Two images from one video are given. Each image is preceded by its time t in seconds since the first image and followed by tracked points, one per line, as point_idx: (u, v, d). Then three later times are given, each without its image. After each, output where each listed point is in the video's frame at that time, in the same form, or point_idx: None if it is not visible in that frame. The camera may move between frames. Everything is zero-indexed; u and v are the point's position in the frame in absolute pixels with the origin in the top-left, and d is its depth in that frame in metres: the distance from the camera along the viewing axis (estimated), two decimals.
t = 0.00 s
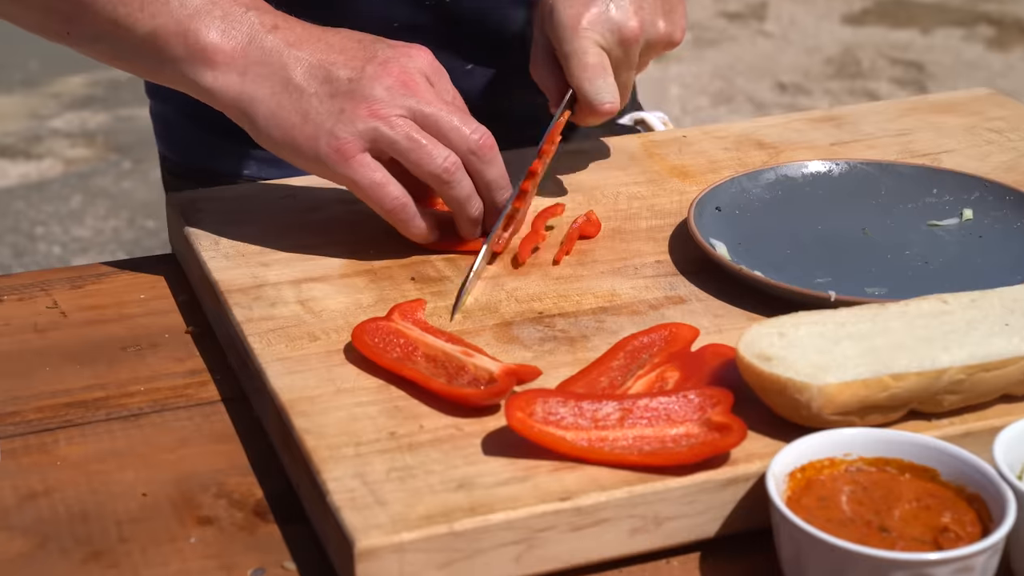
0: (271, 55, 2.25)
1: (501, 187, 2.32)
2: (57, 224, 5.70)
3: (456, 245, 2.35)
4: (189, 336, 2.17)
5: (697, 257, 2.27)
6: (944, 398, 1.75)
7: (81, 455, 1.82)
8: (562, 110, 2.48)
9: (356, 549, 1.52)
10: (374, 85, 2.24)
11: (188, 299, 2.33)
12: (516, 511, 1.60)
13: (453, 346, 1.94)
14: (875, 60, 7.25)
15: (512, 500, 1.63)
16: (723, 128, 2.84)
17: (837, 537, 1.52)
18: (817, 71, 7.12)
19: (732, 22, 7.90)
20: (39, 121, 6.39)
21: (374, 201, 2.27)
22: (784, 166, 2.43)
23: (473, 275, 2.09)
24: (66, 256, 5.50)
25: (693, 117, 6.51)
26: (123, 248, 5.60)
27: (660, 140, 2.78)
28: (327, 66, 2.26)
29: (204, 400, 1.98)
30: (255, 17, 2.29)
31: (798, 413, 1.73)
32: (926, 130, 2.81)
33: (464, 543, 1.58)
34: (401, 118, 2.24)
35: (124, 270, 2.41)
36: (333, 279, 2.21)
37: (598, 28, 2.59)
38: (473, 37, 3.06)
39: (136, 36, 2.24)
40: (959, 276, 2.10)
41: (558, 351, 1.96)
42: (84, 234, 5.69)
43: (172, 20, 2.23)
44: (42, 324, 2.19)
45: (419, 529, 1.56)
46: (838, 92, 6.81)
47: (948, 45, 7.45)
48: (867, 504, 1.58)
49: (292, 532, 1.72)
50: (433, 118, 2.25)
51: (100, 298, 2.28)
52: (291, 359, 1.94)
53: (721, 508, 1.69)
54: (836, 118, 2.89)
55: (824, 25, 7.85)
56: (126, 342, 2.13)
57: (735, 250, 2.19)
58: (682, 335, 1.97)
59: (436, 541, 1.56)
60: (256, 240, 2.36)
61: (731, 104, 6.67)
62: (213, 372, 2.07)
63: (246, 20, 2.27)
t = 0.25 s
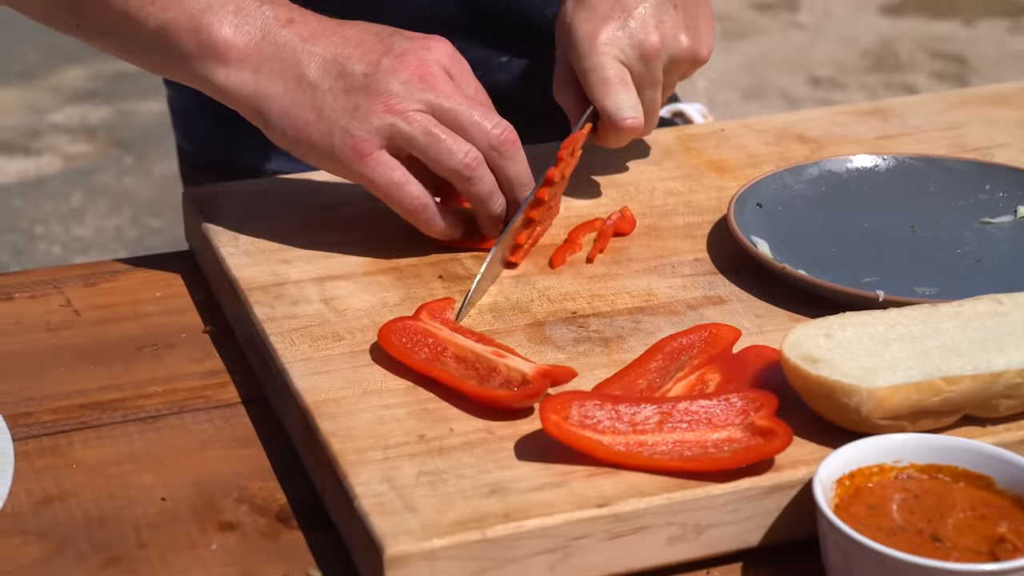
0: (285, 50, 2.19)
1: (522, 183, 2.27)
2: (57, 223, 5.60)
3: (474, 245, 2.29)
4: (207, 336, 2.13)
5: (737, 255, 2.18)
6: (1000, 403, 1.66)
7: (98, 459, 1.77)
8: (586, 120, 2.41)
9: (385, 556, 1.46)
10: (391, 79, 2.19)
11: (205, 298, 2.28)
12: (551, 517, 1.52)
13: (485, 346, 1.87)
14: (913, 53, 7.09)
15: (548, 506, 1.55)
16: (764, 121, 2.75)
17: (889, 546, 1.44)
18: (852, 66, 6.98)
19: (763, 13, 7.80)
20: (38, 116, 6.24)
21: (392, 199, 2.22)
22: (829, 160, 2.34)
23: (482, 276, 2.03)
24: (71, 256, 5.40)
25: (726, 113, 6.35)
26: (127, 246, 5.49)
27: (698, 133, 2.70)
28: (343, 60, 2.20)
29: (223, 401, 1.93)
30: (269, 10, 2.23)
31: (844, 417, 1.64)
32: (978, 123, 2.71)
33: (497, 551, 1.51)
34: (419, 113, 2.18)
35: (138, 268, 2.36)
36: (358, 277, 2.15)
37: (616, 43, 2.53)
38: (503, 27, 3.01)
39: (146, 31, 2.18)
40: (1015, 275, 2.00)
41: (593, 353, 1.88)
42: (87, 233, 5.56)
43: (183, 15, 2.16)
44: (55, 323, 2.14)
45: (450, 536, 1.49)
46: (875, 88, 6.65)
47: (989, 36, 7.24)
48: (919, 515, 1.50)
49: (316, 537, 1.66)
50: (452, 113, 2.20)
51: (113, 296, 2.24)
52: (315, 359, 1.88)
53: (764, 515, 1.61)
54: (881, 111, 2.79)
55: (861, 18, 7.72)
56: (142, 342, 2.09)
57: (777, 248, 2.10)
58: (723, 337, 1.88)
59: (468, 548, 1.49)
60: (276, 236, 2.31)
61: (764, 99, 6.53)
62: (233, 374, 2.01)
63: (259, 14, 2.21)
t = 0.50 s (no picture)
0: (280, 48, 2.15)
1: (523, 183, 2.22)
2: (48, 223, 5.54)
3: (474, 244, 2.22)
4: (205, 341, 2.07)
5: (756, 258, 2.11)
6: None
7: (91, 469, 1.71)
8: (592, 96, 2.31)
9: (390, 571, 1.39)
10: (388, 77, 2.14)
11: (203, 302, 2.22)
12: (562, 530, 1.46)
13: (489, 354, 1.81)
14: (942, 48, 7.02)
15: (560, 518, 1.48)
16: (785, 119, 2.68)
17: (914, 561, 1.37)
18: (876, 61, 6.90)
19: (785, 9, 7.73)
20: (27, 110, 6.20)
21: (390, 200, 2.18)
22: (852, 159, 2.26)
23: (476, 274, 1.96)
24: (62, 257, 5.31)
25: (742, 112, 6.28)
26: (118, 248, 5.42)
27: (716, 132, 2.63)
28: (339, 58, 2.16)
29: (222, 409, 1.87)
30: (264, 8, 2.18)
31: (868, 426, 1.57)
32: (1007, 122, 2.63)
33: (507, 566, 1.44)
34: (418, 112, 2.14)
35: (133, 270, 2.30)
36: (362, 280, 2.09)
37: (621, 51, 2.44)
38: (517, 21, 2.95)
39: (139, 28, 2.15)
40: None
41: (607, 360, 1.82)
42: (76, 234, 5.49)
43: (176, 14, 2.13)
44: (47, 327, 2.09)
45: (459, 549, 1.42)
46: (901, 84, 6.56)
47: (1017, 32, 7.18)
48: (944, 528, 1.43)
49: (318, 550, 1.59)
50: (452, 111, 2.15)
51: (107, 299, 2.18)
52: (317, 366, 1.81)
53: (784, 528, 1.54)
54: (906, 109, 2.71)
55: (887, 13, 7.65)
56: (138, 348, 2.03)
57: (798, 250, 2.03)
58: (742, 342, 1.80)
59: (477, 562, 1.42)
60: (275, 238, 2.25)
61: (783, 95, 6.46)
62: (232, 381, 1.96)
63: (254, 12, 2.17)
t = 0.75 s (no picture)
0: (263, 48, 2.16)
1: (506, 184, 2.21)
2: (44, 227, 5.53)
3: (456, 245, 2.23)
4: (197, 343, 2.07)
5: (750, 256, 2.11)
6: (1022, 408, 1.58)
7: (83, 472, 1.71)
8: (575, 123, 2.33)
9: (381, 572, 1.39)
10: (369, 78, 2.14)
11: (195, 303, 2.22)
12: (554, 530, 1.45)
13: (478, 355, 1.80)
14: (940, 45, 7.02)
15: (551, 518, 1.48)
16: (780, 117, 2.68)
17: (905, 558, 1.37)
18: (876, 58, 6.90)
19: (783, 7, 7.72)
20: (23, 114, 6.21)
21: (371, 200, 2.18)
22: (846, 157, 2.26)
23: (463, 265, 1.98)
24: (58, 261, 5.31)
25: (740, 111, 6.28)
26: (113, 250, 5.42)
27: (710, 130, 2.63)
28: (322, 58, 2.16)
29: (214, 411, 1.87)
30: (248, 8, 2.18)
31: (860, 423, 1.57)
32: (1002, 118, 2.63)
33: (499, 565, 1.44)
34: (398, 113, 2.14)
35: (126, 273, 2.30)
36: (355, 281, 2.09)
37: (607, 52, 2.45)
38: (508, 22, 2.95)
39: (123, 27, 2.15)
40: None
41: (599, 359, 1.81)
42: (72, 238, 5.49)
43: (160, 14, 2.13)
44: (39, 331, 2.09)
45: (450, 549, 1.42)
46: (900, 82, 6.56)
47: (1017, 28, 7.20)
48: (937, 525, 1.43)
49: (310, 551, 1.59)
50: (433, 112, 2.15)
51: (99, 302, 2.18)
52: (310, 367, 1.81)
53: (776, 526, 1.53)
54: (901, 106, 2.71)
55: (886, 10, 7.65)
56: (130, 351, 2.03)
57: (792, 248, 2.03)
58: (735, 340, 1.80)
59: (468, 562, 1.42)
60: (267, 239, 2.25)
61: (781, 93, 6.46)
62: (225, 383, 1.96)
63: (238, 12, 2.17)
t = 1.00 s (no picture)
0: (233, 40, 2.17)
1: (473, 179, 2.22)
2: (26, 225, 5.50)
3: (425, 242, 2.22)
4: (170, 343, 2.06)
5: (724, 254, 2.11)
6: (991, 406, 1.58)
7: (53, 474, 1.70)
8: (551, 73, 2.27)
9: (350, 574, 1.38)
10: (338, 70, 2.16)
11: (168, 302, 2.21)
12: (524, 530, 1.45)
13: (450, 354, 1.79)
14: (922, 40, 7.04)
15: (522, 518, 1.48)
16: (756, 113, 2.68)
17: (875, 557, 1.37)
18: (858, 54, 6.91)
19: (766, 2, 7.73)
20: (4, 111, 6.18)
21: (341, 192, 2.18)
22: (820, 154, 2.26)
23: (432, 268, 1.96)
24: (38, 259, 5.27)
25: (722, 106, 6.28)
26: (96, 248, 5.37)
27: (686, 127, 2.63)
28: (292, 52, 2.18)
29: (186, 412, 1.86)
30: (219, 3, 2.20)
31: (831, 421, 1.57)
32: (978, 115, 2.63)
33: (469, 567, 1.43)
34: (367, 104, 2.15)
35: (99, 273, 2.29)
36: (328, 280, 2.08)
37: None
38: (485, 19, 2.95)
39: (92, 21, 2.17)
40: (1011, 272, 1.93)
41: (572, 358, 1.81)
42: (54, 236, 5.46)
43: (129, 8, 2.15)
44: (11, 331, 2.07)
45: (420, 550, 1.41)
46: (883, 77, 6.57)
47: (1000, 24, 7.22)
48: (908, 523, 1.43)
49: (281, 553, 1.58)
50: (401, 104, 2.16)
51: (71, 302, 2.17)
52: (281, 366, 1.80)
53: (748, 526, 1.53)
54: (878, 103, 2.71)
55: (869, 5, 7.66)
56: (102, 351, 2.02)
57: (766, 245, 2.03)
58: (708, 338, 1.79)
59: (438, 563, 1.41)
60: (241, 238, 2.23)
61: (765, 89, 6.46)
62: (198, 383, 1.94)
63: (208, 6, 2.20)
